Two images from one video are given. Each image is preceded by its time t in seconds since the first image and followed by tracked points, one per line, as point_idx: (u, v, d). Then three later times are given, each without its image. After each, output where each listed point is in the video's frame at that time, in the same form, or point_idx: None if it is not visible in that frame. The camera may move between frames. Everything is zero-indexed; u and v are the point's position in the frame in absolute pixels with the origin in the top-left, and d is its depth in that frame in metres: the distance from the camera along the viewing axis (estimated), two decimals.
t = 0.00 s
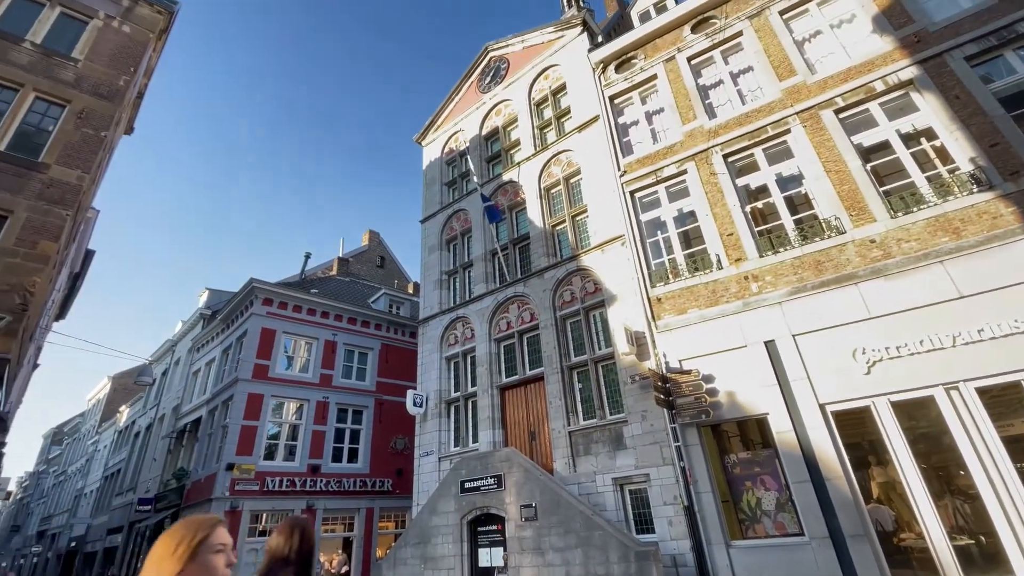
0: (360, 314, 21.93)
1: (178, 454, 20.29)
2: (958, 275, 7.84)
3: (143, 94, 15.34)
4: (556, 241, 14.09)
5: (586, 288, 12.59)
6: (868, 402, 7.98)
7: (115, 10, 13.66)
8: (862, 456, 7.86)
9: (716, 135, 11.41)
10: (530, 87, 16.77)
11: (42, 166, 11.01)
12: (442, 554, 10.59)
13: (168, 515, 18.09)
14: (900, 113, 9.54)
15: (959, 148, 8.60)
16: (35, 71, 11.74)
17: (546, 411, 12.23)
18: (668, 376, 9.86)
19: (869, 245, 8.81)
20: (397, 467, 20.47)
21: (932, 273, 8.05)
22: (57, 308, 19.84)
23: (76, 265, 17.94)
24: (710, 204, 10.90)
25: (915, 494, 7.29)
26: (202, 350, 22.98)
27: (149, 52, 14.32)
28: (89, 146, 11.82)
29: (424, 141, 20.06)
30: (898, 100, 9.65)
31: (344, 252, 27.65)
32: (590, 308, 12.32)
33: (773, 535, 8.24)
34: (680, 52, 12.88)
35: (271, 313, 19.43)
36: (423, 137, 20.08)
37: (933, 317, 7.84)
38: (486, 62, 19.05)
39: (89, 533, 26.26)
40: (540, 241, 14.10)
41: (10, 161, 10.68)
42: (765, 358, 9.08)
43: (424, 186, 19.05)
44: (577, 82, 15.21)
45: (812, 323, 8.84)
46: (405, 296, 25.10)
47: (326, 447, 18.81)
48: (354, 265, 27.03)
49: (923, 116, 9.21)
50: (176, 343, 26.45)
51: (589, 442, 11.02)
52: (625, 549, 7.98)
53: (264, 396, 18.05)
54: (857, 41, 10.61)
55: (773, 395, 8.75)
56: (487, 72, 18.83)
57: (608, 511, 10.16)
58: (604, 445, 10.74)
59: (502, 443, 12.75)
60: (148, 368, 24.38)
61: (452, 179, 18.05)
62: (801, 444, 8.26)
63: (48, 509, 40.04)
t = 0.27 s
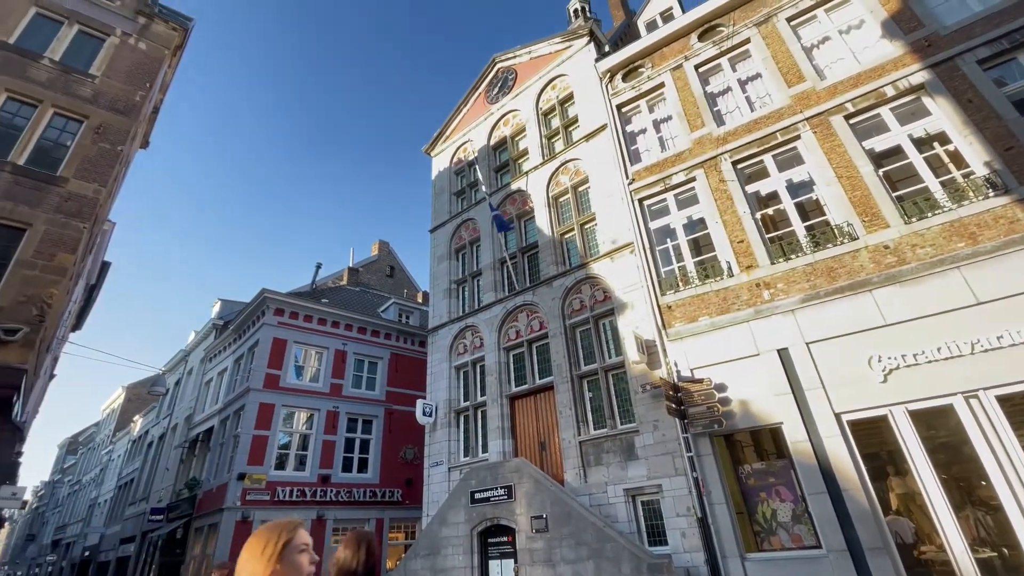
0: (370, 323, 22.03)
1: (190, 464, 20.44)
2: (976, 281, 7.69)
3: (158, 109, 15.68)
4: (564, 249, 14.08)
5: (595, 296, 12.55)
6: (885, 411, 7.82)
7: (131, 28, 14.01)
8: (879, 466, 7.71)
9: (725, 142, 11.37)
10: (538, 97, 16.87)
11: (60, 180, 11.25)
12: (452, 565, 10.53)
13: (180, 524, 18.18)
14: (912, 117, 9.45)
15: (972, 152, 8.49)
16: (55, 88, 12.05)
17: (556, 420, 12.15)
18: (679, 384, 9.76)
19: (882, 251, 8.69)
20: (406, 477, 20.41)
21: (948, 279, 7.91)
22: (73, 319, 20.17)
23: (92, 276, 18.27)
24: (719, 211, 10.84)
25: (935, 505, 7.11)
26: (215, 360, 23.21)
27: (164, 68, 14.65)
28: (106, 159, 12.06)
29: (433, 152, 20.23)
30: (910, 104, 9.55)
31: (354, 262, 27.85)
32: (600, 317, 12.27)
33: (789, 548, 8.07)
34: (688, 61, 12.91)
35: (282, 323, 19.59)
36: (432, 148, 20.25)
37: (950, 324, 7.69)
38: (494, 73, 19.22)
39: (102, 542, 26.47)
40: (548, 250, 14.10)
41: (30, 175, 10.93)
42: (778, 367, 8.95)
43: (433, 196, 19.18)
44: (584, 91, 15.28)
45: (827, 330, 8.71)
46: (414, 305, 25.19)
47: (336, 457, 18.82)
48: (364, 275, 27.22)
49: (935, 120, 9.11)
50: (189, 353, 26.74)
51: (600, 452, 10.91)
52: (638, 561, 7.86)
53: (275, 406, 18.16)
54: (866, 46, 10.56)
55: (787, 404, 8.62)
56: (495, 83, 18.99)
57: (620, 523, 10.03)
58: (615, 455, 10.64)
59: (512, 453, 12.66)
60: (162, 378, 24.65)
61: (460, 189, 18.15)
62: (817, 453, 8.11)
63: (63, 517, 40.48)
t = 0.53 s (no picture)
0: (383, 333, 22.15)
1: (207, 474, 20.64)
2: (1000, 286, 7.49)
3: (177, 126, 16.08)
4: (576, 258, 14.04)
5: (608, 304, 12.47)
6: (908, 421, 7.60)
7: (151, 47, 14.42)
8: (903, 476, 7.49)
9: (738, 148, 11.29)
10: (549, 107, 16.96)
11: (83, 195, 11.56)
12: None
13: (197, 535, 18.31)
14: (929, 120, 9.29)
15: (993, 153, 8.30)
16: (78, 106, 12.43)
17: (569, 430, 12.04)
18: (695, 394, 9.62)
19: (902, 257, 8.51)
20: (420, 487, 20.36)
21: (972, 284, 7.72)
22: (94, 331, 20.61)
23: (113, 289, 18.69)
24: (733, 218, 10.74)
25: (962, 517, 6.86)
26: (231, 370, 23.50)
27: (183, 85, 15.03)
28: (127, 175, 12.38)
29: (445, 163, 20.42)
30: (927, 107, 9.40)
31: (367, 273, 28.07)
32: (613, 325, 12.17)
33: (811, 562, 7.84)
34: (698, 68, 12.89)
35: (297, 333, 19.80)
36: (444, 159, 20.43)
37: (974, 331, 7.48)
38: (504, 84, 19.39)
39: (121, 552, 26.78)
40: (560, 258, 14.07)
41: (54, 191, 11.25)
42: (796, 375, 8.78)
43: (445, 207, 19.30)
44: (594, 100, 15.32)
45: (846, 338, 8.54)
46: (427, 315, 25.29)
47: (350, 467, 18.86)
48: (377, 285, 27.43)
49: (954, 123, 8.95)
50: (206, 364, 27.12)
51: (615, 463, 10.78)
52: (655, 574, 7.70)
53: (290, 416, 18.30)
54: (881, 49, 10.45)
55: (806, 414, 8.44)
56: (505, 94, 19.16)
57: (636, 535, 9.86)
58: (631, 466, 10.49)
59: (526, 464, 12.55)
60: (179, 389, 25.01)
61: (472, 199, 18.25)
62: (838, 464, 7.92)
63: (83, 527, 41.08)
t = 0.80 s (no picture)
0: (397, 340, 22.26)
1: (225, 482, 20.86)
2: None
3: (195, 139, 16.44)
4: (589, 264, 13.98)
5: (621, 310, 12.38)
6: (933, 427, 7.39)
7: (170, 63, 14.79)
8: (929, 484, 7.28)
9: (752, 151, 11.18)
10: (559, 114, 17.00)
11: (106, 209, 11.84)
12: None
13: (215, 542, 18.48)
14: (948, 120, 9.11)
15: (1016, 152, 8.10)
16: (100, 122, 12.78)
17: (584, 438, 11.93)
18: (712, 401, 9.48)
19: (923, 259, 8.32)
20: (435, 496, 20.33)
21: (997, 287, 7.51)
22: (116, 341, 21.04)
23: (134, 300, 19.08)
24: (748, 222, 10.62)
25: (991, 525, 6.63)
26: (248, 379, 23.79)
27: (201, 100, 15.37)
28: (147, 188, 12.66)
29: (456, 171, 20.55)
30: (945, 107, 9.24)
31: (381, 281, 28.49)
32: (627, 331, 12.07)
33: (835, 573, 7.64)
34: (709, 72, 12.83)
35: (313, 341, 20.01)
36: (456, 167, 20.57)
37: (1001, 334, 7.27)
38: (515, 92, 19.50)
39: (142, 559, 27.15)
40: (573, 264, 14.03)
41: (78, 205, 11.54)
42: (816, 382, 8.61)
43: (457, 215, 19.40)
44: (605, 106, 15.32)
45: (867, 343, 8.36)
46: (440, 322, 25.38)
47: (365, 475, 18.91)
48: (391, 293, 27.62)
49: (974, 122, 8.76)
50: (224, 373, 27.50)
51: (631, 471, 10.65)
52: None
53: (306, 424, 18.44)
54: (896, 49, 10.30)
55: (826, 421, 8.26)
56: (516, 102, 19.25)
57: (654, 545, 9.71)
58: (647, 475, 10.35)
59: (541, 472, 12.46)
60: (198, 398, 25.38)
61: (484, 207, 18.32)
62: (861, 471, 7.73)
63: (105, 534, 41.77)
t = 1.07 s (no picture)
0: (412, 346, 22.38)
1: (245, 488, 21.12)
2: None
3: (214, 151, 16.81)
4: (603, 267, 13.91)
5: (637, 313, 12.28)
6: (963, 430, 7.16)
7: (190, 78, 15.17)
8: (959, 489, 7.05)
9: (767, 150, 11.04)
10: (571, 118, 17.01)
11: (130, 221, 12.15)
12: None
13: (236, 549, 18.69)
14: (970, 115, 8.90)
15: None
16: (123, 137, 13.14)
17: (602, 443, 11.82)
18: (732, 405, 9.33)
19: (948, 257, 8.10)
20: (452, 502, 20.31)
21: None
22: (139, 350, 21.51)
23: (157, 309, 19.52)
24: (765, 222, 10.47)
25: None
26: (267, 386, 24.11)
27: (220, 113, 15.73)
28: (169, 200, 12.96)
29: (469, 177, 20.66)
30: (967, 101, 9.03)
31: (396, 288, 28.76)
32: (644, 335, 11.95)
33: None
34: (722, 72, 12.73)
35: (330, 348, 20.22)
36: (469, 173, 20.68)
37: None
38: (527, 98, 19.58)
39: (165, 565, 27.60)
40: (587, 268, 13.96)
41: (102, 218, 11.86)
42: (839, 384, 8.41)
43: (470, 221, 19.48)
44: (617, 109, 15.29)
45: (891, 343, 8.16)
46: (455, 328, 25.48)
47: (382, 481, 18.97)
48: (406, 300, 27.83)
49: (998, 116, 8.53)
50: (243, 380, 27.92)
51: (650, 476, 10.51)
52: None
53: (325, 430, 18.61)
54: (915, 44, 10.11)
55: (851, 425, 8.05)
56: (528, 107, 19.32)
57: (674, 552, 9.54)
58: (666, 480, 10.20)
59: (558, 478, 12.36)
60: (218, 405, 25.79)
61: (497, 212, 18.38)
62: (888, 475, 7.52)
63: (129, 540, 42.57)
